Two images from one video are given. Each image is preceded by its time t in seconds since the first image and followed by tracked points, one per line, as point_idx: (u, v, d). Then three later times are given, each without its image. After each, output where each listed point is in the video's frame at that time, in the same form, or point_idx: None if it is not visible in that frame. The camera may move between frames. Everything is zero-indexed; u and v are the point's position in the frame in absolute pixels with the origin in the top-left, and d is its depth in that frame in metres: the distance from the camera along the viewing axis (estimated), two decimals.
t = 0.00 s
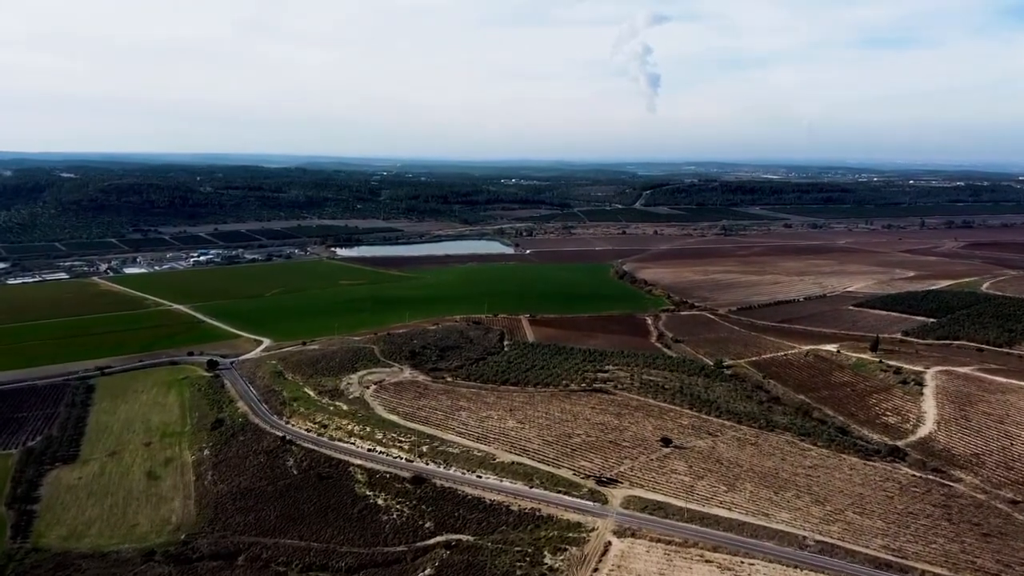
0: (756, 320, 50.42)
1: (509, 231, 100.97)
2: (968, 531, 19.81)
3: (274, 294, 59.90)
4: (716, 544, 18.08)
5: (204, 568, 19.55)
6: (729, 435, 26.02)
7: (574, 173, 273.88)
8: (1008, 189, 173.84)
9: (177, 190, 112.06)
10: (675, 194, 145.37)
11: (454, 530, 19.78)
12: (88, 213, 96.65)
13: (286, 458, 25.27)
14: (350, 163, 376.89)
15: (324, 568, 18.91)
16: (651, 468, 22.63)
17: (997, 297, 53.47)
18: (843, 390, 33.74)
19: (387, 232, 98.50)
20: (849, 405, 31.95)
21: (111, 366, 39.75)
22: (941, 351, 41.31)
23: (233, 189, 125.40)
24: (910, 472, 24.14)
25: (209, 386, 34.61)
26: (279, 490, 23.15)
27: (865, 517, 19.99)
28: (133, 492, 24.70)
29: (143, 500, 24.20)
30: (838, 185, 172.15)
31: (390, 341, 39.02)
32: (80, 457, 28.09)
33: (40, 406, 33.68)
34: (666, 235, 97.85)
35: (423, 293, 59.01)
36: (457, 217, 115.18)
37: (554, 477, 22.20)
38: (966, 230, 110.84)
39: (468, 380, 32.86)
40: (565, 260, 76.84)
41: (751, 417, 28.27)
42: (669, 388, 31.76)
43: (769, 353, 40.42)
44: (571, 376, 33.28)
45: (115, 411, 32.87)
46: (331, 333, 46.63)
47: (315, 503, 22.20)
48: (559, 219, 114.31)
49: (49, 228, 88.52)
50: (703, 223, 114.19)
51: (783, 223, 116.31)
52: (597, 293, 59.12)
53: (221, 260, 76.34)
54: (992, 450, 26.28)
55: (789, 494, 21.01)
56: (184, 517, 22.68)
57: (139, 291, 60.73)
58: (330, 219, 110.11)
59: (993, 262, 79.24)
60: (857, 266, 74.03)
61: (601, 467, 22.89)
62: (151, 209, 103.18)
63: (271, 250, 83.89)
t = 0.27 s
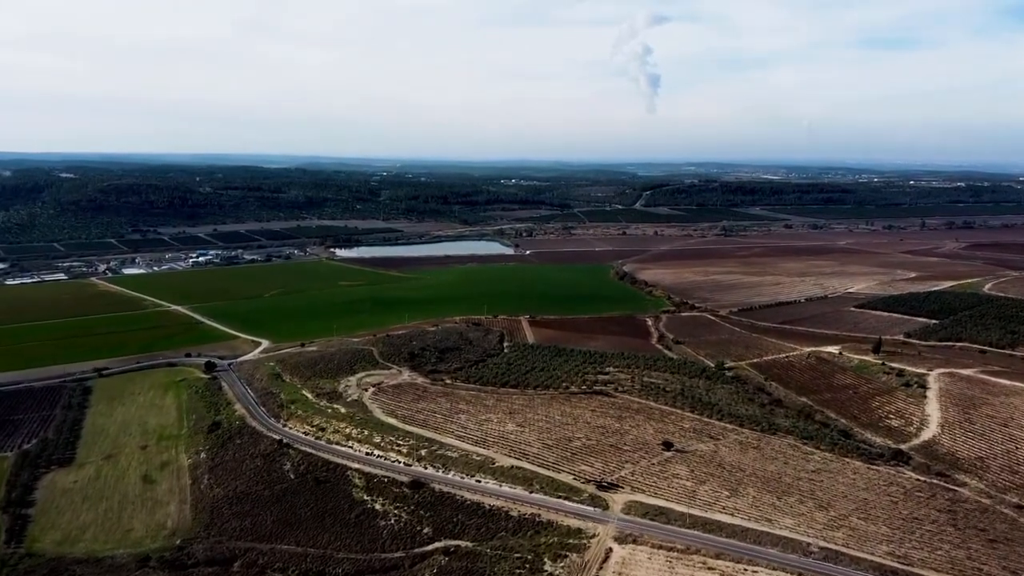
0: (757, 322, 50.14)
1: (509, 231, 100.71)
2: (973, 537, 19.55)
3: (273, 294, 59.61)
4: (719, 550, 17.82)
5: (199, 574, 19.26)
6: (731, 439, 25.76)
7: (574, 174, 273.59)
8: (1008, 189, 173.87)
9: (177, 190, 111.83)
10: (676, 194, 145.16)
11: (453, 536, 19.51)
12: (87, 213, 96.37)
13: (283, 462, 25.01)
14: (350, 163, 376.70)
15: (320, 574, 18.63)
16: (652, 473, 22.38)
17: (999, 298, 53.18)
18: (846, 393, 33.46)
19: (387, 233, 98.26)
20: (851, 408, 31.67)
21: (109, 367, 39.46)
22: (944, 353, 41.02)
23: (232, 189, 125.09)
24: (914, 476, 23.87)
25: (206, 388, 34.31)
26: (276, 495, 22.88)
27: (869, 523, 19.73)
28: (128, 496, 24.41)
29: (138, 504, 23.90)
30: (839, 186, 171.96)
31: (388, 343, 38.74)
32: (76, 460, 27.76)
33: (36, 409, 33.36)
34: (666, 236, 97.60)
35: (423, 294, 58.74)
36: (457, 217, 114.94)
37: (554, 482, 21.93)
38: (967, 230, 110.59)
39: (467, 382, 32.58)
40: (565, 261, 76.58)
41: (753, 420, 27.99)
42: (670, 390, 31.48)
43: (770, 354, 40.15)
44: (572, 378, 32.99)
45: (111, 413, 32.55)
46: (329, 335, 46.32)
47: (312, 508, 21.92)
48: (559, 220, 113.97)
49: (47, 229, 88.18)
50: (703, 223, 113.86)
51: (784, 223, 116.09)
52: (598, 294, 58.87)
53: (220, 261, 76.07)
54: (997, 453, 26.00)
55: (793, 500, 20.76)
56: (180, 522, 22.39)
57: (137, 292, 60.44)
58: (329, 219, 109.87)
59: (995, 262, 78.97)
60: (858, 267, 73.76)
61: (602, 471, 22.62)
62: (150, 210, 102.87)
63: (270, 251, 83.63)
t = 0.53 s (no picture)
0: (758, 323, 49.86)
1: (509, 232, 100.46)
2: (979, 543, 19.29)
3: (271, 295, 59.30)
4: (722, 558, 17.54)
5: None
6: (733, 442, 25.51)
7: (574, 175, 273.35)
8: (1008, 189, 174.05)
9: (176, 191, 111.59)
10: (675, 194, 144.99)
11: (451, 541, 19.25)
12: (86, 213, 96.07)
13: (280, 466, 24.73)
14: (349, 163, 376.51)
15: None
16: (654, 477, 22.14)
17: (1001, 300, 52.92)
18: (848, 395, 33.19)
19: (386, 233, 98.01)
20: (854, 410, 31.40)
21: (106, 368, 39.09)
22: (946, 355, 40.77)
23: (232, 190, 124.73)
24: (918, 480, 23.61)
25: (203, 390, 33.99)
26: (273, 499, 22.60)
27: (874, 529, 19.50)
28: (123, 500, 24.05)
29: (133, 508, 23.52)
30: (839, 187, 171.84)
31: (387, 345, 38.44)
32: (72, 463, 27.23)
33: (31, 411, 32.80)
34: (666, 236, 97.35)
35: (422, 294, 58.46)
36: (456, 218, 114.71)
37: (554, 486, 21.66)
38: (967, 231, 110.42)
39: (466, 385, 32.29)
40: (565, 262, 76.33)
41: (756, 423, 27.72)
42: (672, 393, 31.21)
43: (772, 356, 39.85)
44: (572, 380, 32.72)
45: (107, 415, 32.11)
46: (328, 336, 46.02)
47: (309, 513, 21.64)
48: (559, 221, 113.67)
49: (46, 229, 87.82)
50: (703, 224, 113.55)
51: (783, 224, 115.89)
52: (598, 295, 58.60)
53: (219, 261, 75.78)
54: (1002, 457, 25.72)
55: (796, 506, 20.56)
56: (175, 527, 22.02)
57: (135, 292, 60.12)
58: (329, 220, 109.66)
59: (995, 263, 78.75)
60: (858, 268, 73.53)
61: (602, 476, 22.36)
62: (149, 210, 102.49)
63: (269, 251, 83.35)
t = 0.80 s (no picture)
0: (759, 324, 49.58)
1: (508, 232, 100.19)
2: (985, 549, 19.05)
3: (270, 296, 59.01)
4: (724, 565, 17.31)
5: None
6: (735, 446, 25.27)
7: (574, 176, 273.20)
8: (1008, 189, 173.97)
9: (176, 191, 111.30)
10: (676, 195, 144.75)
11: (450, 547, 19.00)
12: (85, 213, 95.76)
13: (277, 470, 24.45)
14: (349, 164, 376.34)
15: None
16: (655, 482, 21.93)
17: (1003, 301, 52.66)
18: (850, 398, 32.92)
19: (386, 234, 97.74)
20: (856, 413, 31.13)
21: (103, 370, 38.80)
22: (949, 357, 40.52)
23: (231, 190, 124.45)
24: (923, 484, 23.34)
25: (200, 392, 33.71)
26: (269, 504, 22.34)
27: (878, 535, 19.29)
28: (118, 504, 23.75)
29: (128, 512, 23.23)
30: (839, 187, 171.72)
31: (386, 346, 38.16)
32: (67, 466, 26.93)
33: (28, 413, 32.50)
34: (666, 237, 97.11)
35: (421, 295, 58.18)
36: (456, 218, 114.42)
37: (554, 491, 21.41)
38: (968, 231, 110.20)
39: (465, 387, 32.02)
40: (565, 262, 76.09)
41: (757, 426, 27.47)
42: (673, 395, 30.94)
43: (773, 358, 39.59)
44: (572, 383, 32.44)
45: (104, 417, 31.76)
46: (326, 337, 45.73)
47: (306, 518, 21.39)
48: (559, 221, 113.36)
49: (44, 230, 87.53)
50: (704, 224, 113.25)
51: (784, 224, 115.65)
52: (598, 296, 58.31)
53: (218, 262, 75.48)
54: (1007, 461, 25.46)
55: (800, 511, 20.36)
56: (170, 532, 21.72)
57: (134, 293, 59.81)
58: (328, 220, 109.41)
59: (997, 264, 78.52)
60: (859, 268, 73.29)
61: (603, 480, 22.11)
62: (148, 210, 102.20)
63: (269, 252, 83.06)
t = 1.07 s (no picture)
0: (760, 326, 49.29)
1: (508, 233, 99.88)
2: (992, 555, 18.77)
3: (268, 297, 58.72)
4: (727, 572, 17.09)
5: None
6: (736, 450, 25.03)
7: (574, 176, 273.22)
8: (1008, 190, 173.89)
9: (175, 191, 111.04)
10: (676, 195, 144.48)
11: (448, 554, 18.76)
12: (84, 214, 95.48)
13: (274, 474, 24.18)
14: (349, 164, 376.11)
15: None
16: (656, 487, 21.74)
17: (1006, 302, 52.36)
18: (853, 400, 32.64)
19: (386, 234, 97.49)
20: (859, 416, 30.83)
21: (100, 371, 38.46)
22: (951, 359, 40.21)
23: (231, 190, 124.11)
24: (927, 489, 23.06)
25: (197, 394, 33.42)
26: (266, 509, 22.06)
27: (883, 541, 19.09)
28: (113, 508, 23.43)
29: (123, 517, 22.92)
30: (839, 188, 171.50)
31: (384, 348, 37.86)
32: (62, 469, 26.61)
33: (24, 415, 32.17)
34: (667, 237, 96.89)
35: (421, 296, 57.88)
36: (456, 219, 114.15)
37: (554, 496, 21.18)
38: (969, 232, 109.95)
39: (465, 389, 31.75)
40: (565, 263, 75.83)
41: (759, 429, 27.21)
42: (674, 398, 30.67)
43: (775, 360, 39.29)
44: (572, 385, 32.15)
45: (101, 420, 31.43)
46: (325, 338, 45.42)
47: (302, 523, 21.12)
48: (559, 222, 113.14)
49: (43, 230, 87.30)
50: (704, 225, 112.95)
51: (784, 225, 115.42)
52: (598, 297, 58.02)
53: (217, 262, 75.20)
54: (1012, 465, 25.17)
55: (803, 516, 20.19)
56: (166, 537, 21.44)
57: (132, 294, 59.49)
58: (328, 221, 109.14)
59: (998, 265, 78.23)
60: (861, 269, 73.00)
61: (604, 485, 21.90)
62: (148, 211, 101.95)
63: (268, 252, 82.76)
